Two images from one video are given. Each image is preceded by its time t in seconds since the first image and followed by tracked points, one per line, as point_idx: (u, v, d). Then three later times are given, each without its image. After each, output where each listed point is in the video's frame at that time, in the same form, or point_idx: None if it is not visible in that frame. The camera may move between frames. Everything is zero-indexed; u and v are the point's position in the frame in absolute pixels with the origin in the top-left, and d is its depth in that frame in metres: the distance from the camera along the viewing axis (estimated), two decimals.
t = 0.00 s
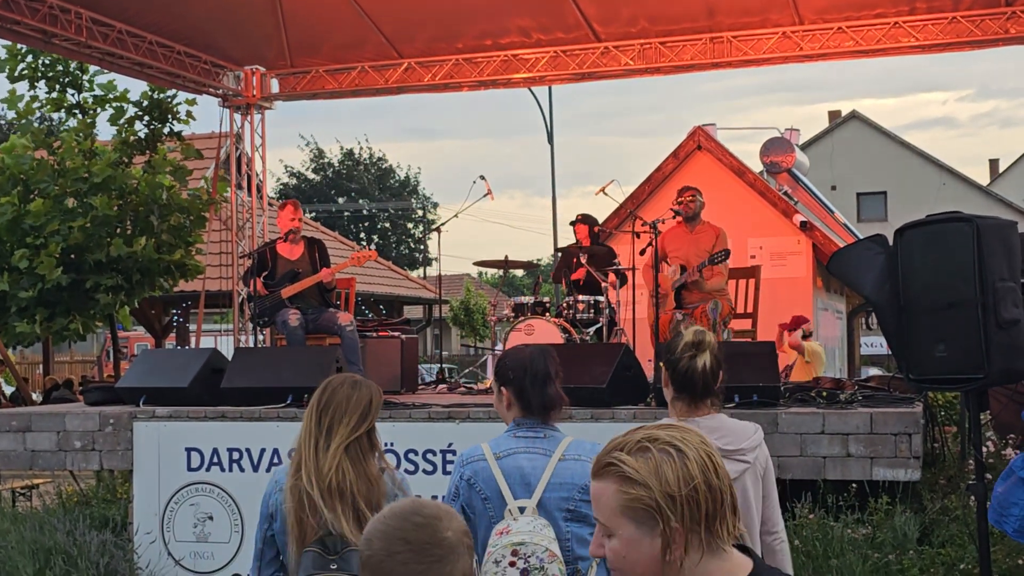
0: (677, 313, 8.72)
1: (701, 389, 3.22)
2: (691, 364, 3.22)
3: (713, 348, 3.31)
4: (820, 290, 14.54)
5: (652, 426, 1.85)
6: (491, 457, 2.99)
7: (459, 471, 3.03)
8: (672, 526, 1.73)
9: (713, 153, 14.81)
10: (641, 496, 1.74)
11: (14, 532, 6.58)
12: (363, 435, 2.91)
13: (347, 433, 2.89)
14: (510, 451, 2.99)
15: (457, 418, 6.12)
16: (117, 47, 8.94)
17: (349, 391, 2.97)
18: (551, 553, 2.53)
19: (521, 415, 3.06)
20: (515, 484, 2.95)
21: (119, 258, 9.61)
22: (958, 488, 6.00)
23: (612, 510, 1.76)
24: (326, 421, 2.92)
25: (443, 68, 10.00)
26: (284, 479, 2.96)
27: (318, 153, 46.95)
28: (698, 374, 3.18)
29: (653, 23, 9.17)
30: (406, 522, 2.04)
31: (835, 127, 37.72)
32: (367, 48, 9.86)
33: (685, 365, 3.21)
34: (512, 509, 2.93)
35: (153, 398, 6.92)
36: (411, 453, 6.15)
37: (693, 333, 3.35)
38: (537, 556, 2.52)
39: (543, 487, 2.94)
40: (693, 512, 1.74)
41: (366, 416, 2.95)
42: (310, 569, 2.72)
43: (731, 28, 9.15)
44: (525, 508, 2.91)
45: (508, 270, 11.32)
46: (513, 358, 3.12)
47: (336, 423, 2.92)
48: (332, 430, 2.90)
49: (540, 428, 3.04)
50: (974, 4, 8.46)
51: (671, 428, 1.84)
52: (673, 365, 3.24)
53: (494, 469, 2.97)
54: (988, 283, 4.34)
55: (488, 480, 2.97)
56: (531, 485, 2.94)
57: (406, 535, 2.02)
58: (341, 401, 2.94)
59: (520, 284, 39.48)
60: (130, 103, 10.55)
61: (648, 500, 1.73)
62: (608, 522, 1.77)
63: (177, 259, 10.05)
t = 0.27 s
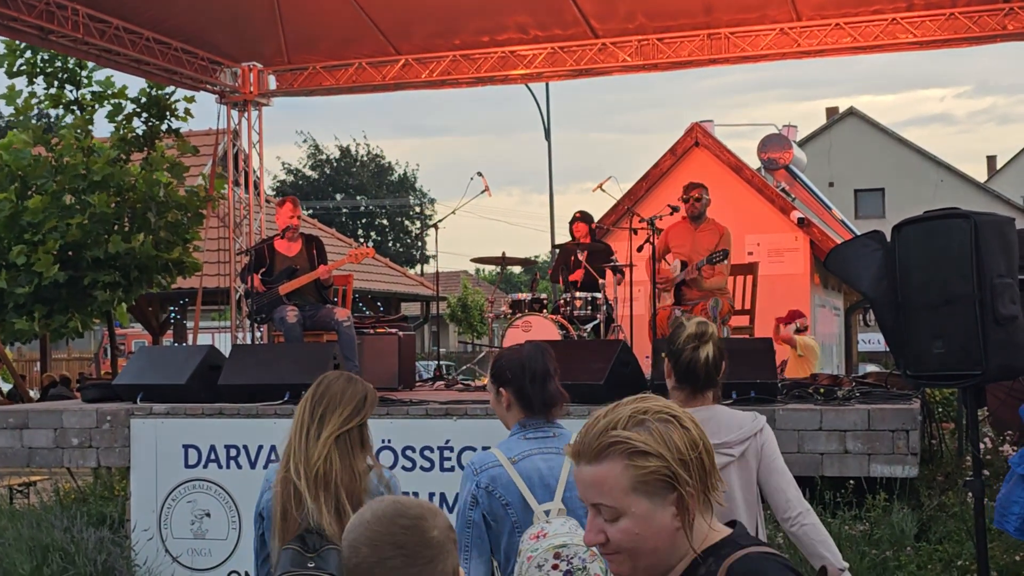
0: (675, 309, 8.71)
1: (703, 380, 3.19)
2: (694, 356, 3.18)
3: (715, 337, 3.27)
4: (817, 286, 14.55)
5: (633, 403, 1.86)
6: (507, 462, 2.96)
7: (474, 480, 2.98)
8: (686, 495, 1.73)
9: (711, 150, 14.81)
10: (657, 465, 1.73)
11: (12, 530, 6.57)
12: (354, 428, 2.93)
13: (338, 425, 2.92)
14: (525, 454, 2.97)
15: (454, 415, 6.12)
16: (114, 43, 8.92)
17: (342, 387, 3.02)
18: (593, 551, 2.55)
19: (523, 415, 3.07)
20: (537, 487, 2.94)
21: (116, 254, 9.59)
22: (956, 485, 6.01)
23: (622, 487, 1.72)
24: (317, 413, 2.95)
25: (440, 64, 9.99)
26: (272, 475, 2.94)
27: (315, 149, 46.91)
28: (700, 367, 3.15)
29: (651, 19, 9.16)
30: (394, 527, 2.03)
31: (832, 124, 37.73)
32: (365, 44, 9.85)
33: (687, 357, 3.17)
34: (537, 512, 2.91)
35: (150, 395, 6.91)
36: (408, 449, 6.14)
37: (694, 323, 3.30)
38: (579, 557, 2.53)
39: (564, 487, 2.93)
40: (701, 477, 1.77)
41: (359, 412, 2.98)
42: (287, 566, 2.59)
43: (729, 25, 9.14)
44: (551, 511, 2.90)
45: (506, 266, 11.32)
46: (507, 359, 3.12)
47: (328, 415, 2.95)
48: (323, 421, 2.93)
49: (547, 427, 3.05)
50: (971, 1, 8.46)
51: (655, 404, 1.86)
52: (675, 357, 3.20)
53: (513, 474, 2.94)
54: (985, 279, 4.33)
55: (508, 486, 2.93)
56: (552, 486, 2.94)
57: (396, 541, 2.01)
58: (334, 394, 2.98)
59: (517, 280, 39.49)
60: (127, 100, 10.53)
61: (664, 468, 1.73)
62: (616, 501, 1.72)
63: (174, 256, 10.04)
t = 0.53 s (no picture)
0: (675, 306, 8.71)
1: (720, 381, 3.23)
2: (711, 356, 3.21)
3: (731, 339, 3.31)
4: (815, 284, 14.56)
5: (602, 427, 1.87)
6: (522, 459, 2.96)
7: (488, 478, 2.95)
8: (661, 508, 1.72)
9: (709, 147, 14.80)
10: (631, 481, 1.72)
11: (10, 527, 6.56)
12: (345, 419, 2.93)
13: (329, 415, 2.93)
14: (538, 450, 2.98)
15: (453, 412, 6.12)
16: (112, 41, 8.91)
17: (340, 379, 3.03)
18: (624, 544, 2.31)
19: (528, 412, 3.07)
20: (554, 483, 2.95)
21: (115, 252, 9.58)
22: (954, 482, 6.02)
23: (596, 510, 1.71)
24: (312, 403, 2.97)
25: (438, 62, 9.98)
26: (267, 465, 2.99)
27: (313, 146, 46.87)
28: (718, 367, 3.19)
29: (649, 16, 9.14)
30: (372, 526, 2.02)
31: (831, 121, 37.73)
32: (363, 42, 9.84)
33: (705, 358, 3.21)
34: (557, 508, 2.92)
35: (148, 392, 6.91)
36: (407, 447, 6.14)
37: (709, 323, 3.33)
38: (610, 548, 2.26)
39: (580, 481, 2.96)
40: (674, 487, 1.76)
41: (353, 404, 2.98)
42: (253, 556, 2.65)
43: (727, 22, 9.14)
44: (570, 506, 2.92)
45: (504, 264, 11.32)
46: (514, 354, 3.13)
47: (321, 405, 2.96)
48: (315, 410, 2.95)
49: (554, 424, 3.07)
50: None
51: (623, 420, 1.86)
52: (693, 357, 3.24)
53: (530, 471, 2.94)
54: (983, 276, 4.33)
55: (526, 482, 2.93)
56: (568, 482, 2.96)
57: (373, 540, 2.01)
58: (331, 385, 3.00)
59: (515, 277, 39.47)
60: (126, 97, 10.51)
61: (634, 484, 1.72)
62: (592, 525, 1.71)
63: (173, 254, 10.03)
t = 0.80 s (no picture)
0: (673, 304, 8.71)
1: (734, 379, 3.23)
2: (727, 356, 3.19)
3: (746, 335, 3.28)
4: (813, 281, 14.57)
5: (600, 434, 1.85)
6: (520, 457, 2.95)
7: (485, 476, 2.94)
8: (609, 536, 1.72)
9: (707, 144, 14.80)
10: (575, 506, 1.74)
11: (8, 525, 6.55)
12: (334, 414, 2.94)
13: (319, 411, 2.95)
14: (536, 449, 2.98)
15: (451, 410, 6.11)
16: (109, 38, 8.89)
17: (335, 375, 3.05)
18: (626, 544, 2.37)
19: (528, 411, 3.07)
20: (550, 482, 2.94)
21: (113, 249, 9.57)
22: (952, 479, 6.02)
23: (552, 521, 1.77)
24: (305, 399, 3.00)
25: (436, 59, 9.98)
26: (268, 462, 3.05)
27: (312, 144, 46.85)
28: (734, 368, 3.18)
29: (647, 14, 9.13)
30: (338, 518, 2.04)
31: (829, 118, 37.74)
32: (360, 39, 9.82)
33: (721, 358, 3.18)
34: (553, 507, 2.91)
35: (146, 390, 6.90)
36: (404, 444, 6.14)
37: (726, 321, 3.27)
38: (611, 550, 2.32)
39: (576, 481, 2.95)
40: (631, 519, 1.72)
41: (345, 399, 2.99)
42: (234, 551, 2.63)
43: (725, 20, 9.13)
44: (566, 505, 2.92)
45: (502, 261, 11.32)
46: (516, 351, 3.12)
47: (313, 400, 2.99)
48: (306, 406, 2.97)
49: (555, 423, 3.07)
50: None
51: (617, 435, 1.82)
52: (709, 357, 3.21)
53: (527, 469, 2.93)
54: (981, 274, 4.34)
55: (523, 481, 2.92)
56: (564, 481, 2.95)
57: (336, 532, 2.02)
58: (325, 382, 3.02)
59: (513, 275, 39.46)
60: (124, 94, 10.50)
61: (580, 509, 1.73)
62: (551, 535, 1.77)
63: (171, 251, 10.01)
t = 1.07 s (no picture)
0: (672, 301, 8.71)
1: (739, 374, 3.22)
2: (730, 351, 3.19)
3: (748, 329, 3.28)
4: (811, 279, 14.57)
5: (610, 410, 1.91)
6: (499, 445, 2.98)
7: (464, 460, 3.00)
8: (585, 519, 1.81)
9: (705, 143, 14.80)
10: (556, 479, 1.86)
11: (6, 523, 6.55)
12: (332, 418, 2.96)
13: (316, 417, 2.96)
14: (518, 439, 2.99)
15: (449, 408, 6.11)
16: (107, 36, 8.89)
17: (328, 380, 3.06)
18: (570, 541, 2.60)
19: (527, 402, 3.07)
20: (525, 473, 2.94)
21: (111, 247, 9.56)
22: (950, 477, 6.03)
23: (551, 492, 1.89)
24: (301, 406, 3.01)
25: (434, 58, 9.98)
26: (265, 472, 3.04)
27: (310, 142, 46.82)
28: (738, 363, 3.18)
29: (645, 12, 9.13)
30: (332, 510, 2.07)
31: (827, 117, 37.77)
32: (358, 37, 9.82)
33: (725, 353, 3.19)
34: (523, 498, 2.92)
35: (144, 388, 6.90)
36: (403, 442, 6.14)
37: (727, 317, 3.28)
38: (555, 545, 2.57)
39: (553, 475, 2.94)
40: (603, 507, 1.79)
41: (341, 402, 3.01)
42: (251, 554, 2.60)
43: (722, 18, 9.14)
44: (537, 498, 2.92)
45: (500, 259, 11.32)
46: (521, 343, 3.12)
47: (309, 407, 3.00)
48: (303, 413, 2.98)
49: (546, 418, 3.07)
50: None
51: (611, 419, 1.87)
52: (712, 352, 3.21)
53: (504, 457, 2.96)
54: (980, 272, 4.34)
55: (498, 469, 2.95)
56: (541, 473, 2.95)
57: (329, 523, 2.06)
58: (319, 387, 3.04)
59: (511, 273, 39.45)
60: (122, 93, 10.49)
61: (560, 488, 1.84)
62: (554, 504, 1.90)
63: (170, 250, 10.00)
